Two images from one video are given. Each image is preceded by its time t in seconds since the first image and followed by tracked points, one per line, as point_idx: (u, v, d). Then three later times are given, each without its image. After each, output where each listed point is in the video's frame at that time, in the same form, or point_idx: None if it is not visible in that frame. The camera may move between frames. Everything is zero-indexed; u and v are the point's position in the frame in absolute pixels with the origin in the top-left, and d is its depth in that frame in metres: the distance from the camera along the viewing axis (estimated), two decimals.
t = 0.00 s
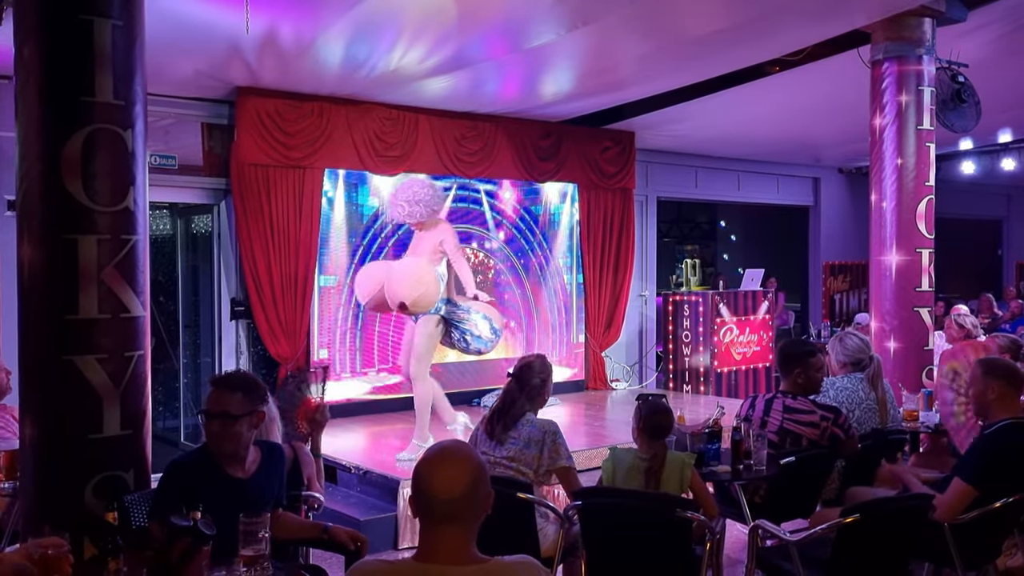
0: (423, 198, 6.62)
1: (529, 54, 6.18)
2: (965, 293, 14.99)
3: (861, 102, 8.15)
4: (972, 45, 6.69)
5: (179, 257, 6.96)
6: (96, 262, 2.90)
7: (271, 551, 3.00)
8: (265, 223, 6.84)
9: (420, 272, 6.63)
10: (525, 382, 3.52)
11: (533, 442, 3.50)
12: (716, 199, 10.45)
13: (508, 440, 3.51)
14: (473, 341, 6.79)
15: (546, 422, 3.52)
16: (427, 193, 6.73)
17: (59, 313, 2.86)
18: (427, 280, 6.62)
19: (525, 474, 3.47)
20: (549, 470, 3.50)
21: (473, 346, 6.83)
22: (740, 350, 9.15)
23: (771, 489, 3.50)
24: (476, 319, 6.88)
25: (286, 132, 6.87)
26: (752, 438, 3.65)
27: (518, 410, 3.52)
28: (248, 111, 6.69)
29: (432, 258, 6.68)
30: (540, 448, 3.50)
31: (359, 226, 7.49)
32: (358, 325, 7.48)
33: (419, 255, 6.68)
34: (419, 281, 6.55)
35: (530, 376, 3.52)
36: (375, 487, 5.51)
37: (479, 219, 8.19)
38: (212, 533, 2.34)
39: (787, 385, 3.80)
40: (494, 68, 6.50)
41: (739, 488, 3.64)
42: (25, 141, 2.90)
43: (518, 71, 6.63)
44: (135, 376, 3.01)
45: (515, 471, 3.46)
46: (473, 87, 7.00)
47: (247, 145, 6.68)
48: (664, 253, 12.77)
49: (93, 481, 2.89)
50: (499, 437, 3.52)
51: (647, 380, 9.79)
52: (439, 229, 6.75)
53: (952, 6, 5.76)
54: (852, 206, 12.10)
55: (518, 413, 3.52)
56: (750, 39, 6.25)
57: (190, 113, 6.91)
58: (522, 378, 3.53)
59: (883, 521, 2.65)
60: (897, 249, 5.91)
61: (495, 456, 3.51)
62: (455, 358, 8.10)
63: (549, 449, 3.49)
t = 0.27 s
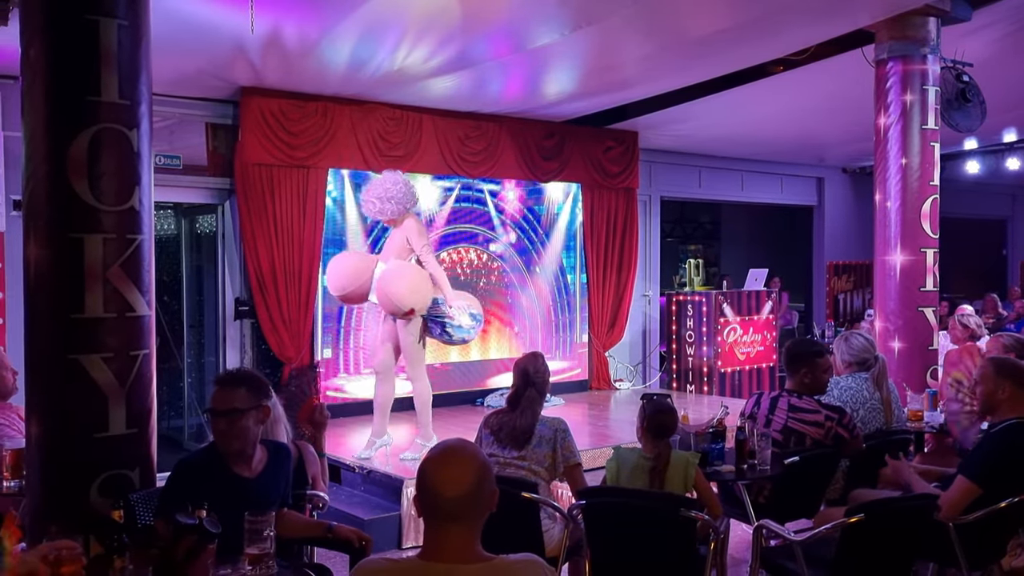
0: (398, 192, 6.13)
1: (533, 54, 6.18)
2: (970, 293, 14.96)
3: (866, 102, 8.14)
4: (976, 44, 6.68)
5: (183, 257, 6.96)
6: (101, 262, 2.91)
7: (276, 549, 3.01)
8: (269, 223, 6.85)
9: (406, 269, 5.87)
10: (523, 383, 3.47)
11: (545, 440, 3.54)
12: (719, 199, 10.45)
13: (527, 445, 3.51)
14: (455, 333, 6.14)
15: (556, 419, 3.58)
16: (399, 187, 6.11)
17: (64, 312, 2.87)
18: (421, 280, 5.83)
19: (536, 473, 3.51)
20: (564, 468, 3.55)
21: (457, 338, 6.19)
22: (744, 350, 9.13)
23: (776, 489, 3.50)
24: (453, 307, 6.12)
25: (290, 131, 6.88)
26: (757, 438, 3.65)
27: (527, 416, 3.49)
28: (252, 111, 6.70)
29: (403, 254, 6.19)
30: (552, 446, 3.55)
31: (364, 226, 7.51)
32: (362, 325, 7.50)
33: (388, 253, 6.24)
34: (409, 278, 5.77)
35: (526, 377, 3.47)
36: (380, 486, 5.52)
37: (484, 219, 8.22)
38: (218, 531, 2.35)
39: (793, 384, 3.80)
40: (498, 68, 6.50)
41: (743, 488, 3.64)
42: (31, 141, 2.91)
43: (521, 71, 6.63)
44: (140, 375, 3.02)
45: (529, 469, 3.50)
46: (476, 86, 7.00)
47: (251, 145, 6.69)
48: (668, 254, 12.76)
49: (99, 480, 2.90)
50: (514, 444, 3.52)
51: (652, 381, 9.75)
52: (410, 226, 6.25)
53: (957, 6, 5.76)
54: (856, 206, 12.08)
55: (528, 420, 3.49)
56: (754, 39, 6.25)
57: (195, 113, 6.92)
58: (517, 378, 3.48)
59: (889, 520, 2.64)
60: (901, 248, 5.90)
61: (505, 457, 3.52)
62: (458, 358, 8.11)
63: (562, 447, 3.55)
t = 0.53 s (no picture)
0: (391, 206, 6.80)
1: (538, 55, 6.18)
2: (976, 293, 14.92)
3: (871, 102, 8.13)
4: (982, 43, 6.67)
5: (188, 257, 6.99)
6: (108, 263, 2.92)
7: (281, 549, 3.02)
8: (274, 224, 6.87)
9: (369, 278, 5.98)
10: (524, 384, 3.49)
11: (544, 443, 3.54)
12: (724, 199, 10.44)
13: (526, 447, 3.52)
14: (429, 351, 6.63)
15: (556, 422, 3.56)
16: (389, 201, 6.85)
17: (72, 312, 2.88)
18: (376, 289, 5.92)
19: (535, 475, 3.51)
20: (563, 471, 3.54)
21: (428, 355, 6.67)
22: (748, 350, 9.12)
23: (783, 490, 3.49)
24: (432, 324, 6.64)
25: (295, 132, 6.90)
26: (761, 439, 3.65)
27: (527, 417, 3.49)
28: (257, 112, 6.71)
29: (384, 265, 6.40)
30: (551, 449, 3.54)
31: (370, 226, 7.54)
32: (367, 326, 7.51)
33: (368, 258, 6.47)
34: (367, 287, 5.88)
35: (527, 376, 3.51)
36: (384, 487, 5.52)
37: (488, 220, 8.23)
38: (223, 531, 2.35)
39: (797, 385, 3.81)
40: (502, 68, 6.51)
41: (748, 488, 3.64)
42: (39, 142, 2.92)
43: (526, 71, 6.63)
44: (147, 375, 3.03)
45: (529, 471, 3.50)
46: (481, 87, 7.00)
47: (256, 146, 6.71)
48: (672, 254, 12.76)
49: (106, 480, 2.92)
50: (514, 445, 3.52)
51: (655, 381, 9.76)
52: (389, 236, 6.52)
53: (963, 5, 5.75)
54: (861, 206, 12.06)
55: (528, 421, 3.49)
56: (759, 39, 6.25)
57: (200, 114, 6.94)
58: (518, 379, 3.52)
59: (895, 521, 2.64)
60: (907, 249, 5.89)
61: (505, 459, 3.53)
62: (462, 358, 8.11)
63: (560, 450, 3.53)
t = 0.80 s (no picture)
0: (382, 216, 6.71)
1: (544, 53, 6.19)
2: (984, 292, 14.86)
3: (878, 99, 8.11)
4: (990, 40, 6.64)
5: (196, 256, 7.06)
6: (116, 260, 2.93)
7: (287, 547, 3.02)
8: (281, 222, 6.88)
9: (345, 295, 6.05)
10: (525, 380, 3.49)
11: (553, 440, 3.55)
12: (730, 198, 10.43)
13: (533, 445, 3.52)
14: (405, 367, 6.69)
15: (563, 420, 3.59)
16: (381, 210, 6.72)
17: (80, 310, 2.89)
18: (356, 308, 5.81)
19: (544, 473, 3.52)
20: (571, 468, 3.56)
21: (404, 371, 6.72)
22: (755, 349, 9.12)
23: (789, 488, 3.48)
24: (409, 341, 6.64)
25: (301, 131, 6.90)
26: (769, 438, 3.64)
27: (531, 413, 3.49)
28: (263, 111, 6.73)
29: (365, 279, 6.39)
30: (560, 446, 3.56)
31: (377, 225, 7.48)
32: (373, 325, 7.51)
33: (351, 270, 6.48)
34: (343, 301, 5.90)
35: (529, 372, 3.50)
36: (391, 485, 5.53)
37: (494, 218, 8.23)
38: (232, 527, 2.37)
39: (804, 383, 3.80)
40: (508, 67, 6.51)
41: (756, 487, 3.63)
42: (47, 140, 2.93)
43: (532, 69, 6.63)
44: (154, 372, 3.04)
45: (537, 469, 3.51)
46: (487, 85, 7.01)
47: (262, 145, 6.72)
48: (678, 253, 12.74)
49: (114, 476, 2.93)
50: (520, 443, 3.52)
51: (661, 380, 9.77)
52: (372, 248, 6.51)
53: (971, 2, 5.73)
54: (868, 204, 12.03)
55: (532, 417, 3.49)
56: (765, 36, 6.24)
57: (207, 113, 6.95)
58: (521, 376, 3.51)
59: (903, 519, 2.64)
60: (915, 247, 5.87)
61: (513, 458, 3.54)
62: (468, 357, 8.11)
63: (570, 448, 3.56)
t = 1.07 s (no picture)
0: (358, 226, 6.26)
1: (553, 50, 6.19)
2: (993, 291, 14.81)
3: (887, 97, 8.09)
4: (1000, 37, 6.62)
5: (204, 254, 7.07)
6: (127, 256, 2.94)
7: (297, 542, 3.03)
8: (289, 221, 6.89)
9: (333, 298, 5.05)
10: (534, 379, 3.48)
11: (561, 438, 3.56)
12: (738, 196, 10.41)
13: (542, 442, 3.52)
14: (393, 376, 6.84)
15: (572, 417, 3.59)
16: (355, 219, 6.27)
17: (91, 305, 2.90)
18: (346, 309, 5.10)
19: (553, 470, 3.53)
20: (581, 465, 3.57)
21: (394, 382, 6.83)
22: (763, 348, 9.12)
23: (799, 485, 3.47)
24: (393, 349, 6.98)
25: (309, 129, 6.91)
26: (779, 435, 3.63)
27: (540, 412, 3.50)
28: (272, 110, 6.73)
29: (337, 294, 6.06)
30: (569, 443, 3.56)
31: (384, 223, 7.47)
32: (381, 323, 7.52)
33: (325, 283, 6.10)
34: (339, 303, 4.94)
35: (538, 370, 3.48)
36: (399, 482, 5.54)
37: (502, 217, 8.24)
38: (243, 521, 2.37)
39: (813, 380, 3.79)
40: (516, 64, 6.51)
41: (765, 485, 3.61)
42: (59, 136, 2.95)
43: (540, 67, 6.63)
44: (165, 367, 3.05)
45: (546, 466, 3.52)
46: (495, 83, 7.01)
47: (271, 143, 6.73)
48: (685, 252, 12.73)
49: (125, 472, 2.94)
50: (530, 441, 3.53)
51: (669, 379, 9.75)
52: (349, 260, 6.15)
53: None
54: (877, 202, 12.00)
55: (541, 416, 3.49)
56: (774, 34, 6.23)
57: (216, 111, 6.97)
58: (530, 374, 3.49)
59: (916, 517, 2.63)
60: (925, 244, 5.86)
61: (521, 456, 3.53)
62: (475, 355, 8.12)
63: (578, 445, 3.56)
